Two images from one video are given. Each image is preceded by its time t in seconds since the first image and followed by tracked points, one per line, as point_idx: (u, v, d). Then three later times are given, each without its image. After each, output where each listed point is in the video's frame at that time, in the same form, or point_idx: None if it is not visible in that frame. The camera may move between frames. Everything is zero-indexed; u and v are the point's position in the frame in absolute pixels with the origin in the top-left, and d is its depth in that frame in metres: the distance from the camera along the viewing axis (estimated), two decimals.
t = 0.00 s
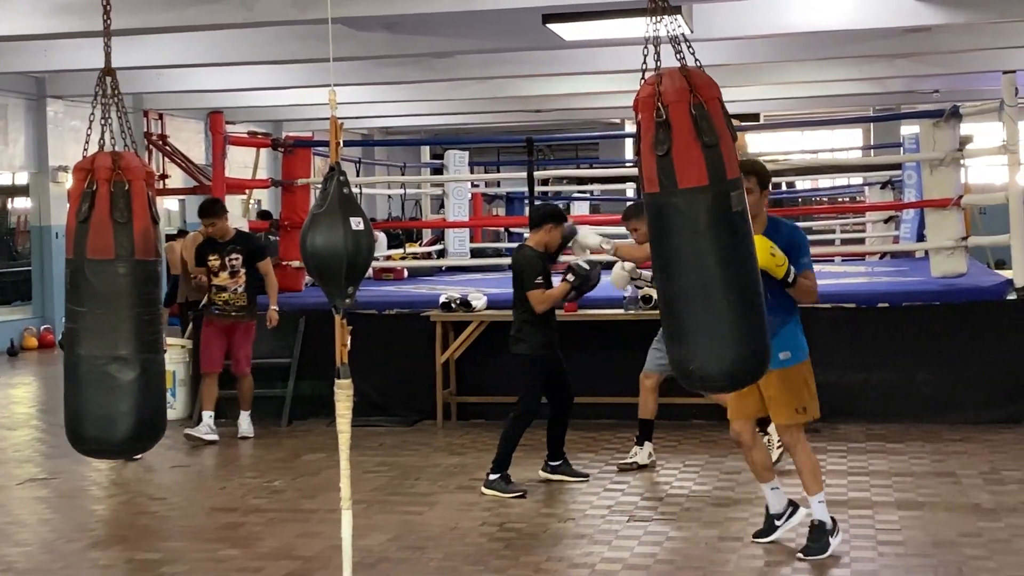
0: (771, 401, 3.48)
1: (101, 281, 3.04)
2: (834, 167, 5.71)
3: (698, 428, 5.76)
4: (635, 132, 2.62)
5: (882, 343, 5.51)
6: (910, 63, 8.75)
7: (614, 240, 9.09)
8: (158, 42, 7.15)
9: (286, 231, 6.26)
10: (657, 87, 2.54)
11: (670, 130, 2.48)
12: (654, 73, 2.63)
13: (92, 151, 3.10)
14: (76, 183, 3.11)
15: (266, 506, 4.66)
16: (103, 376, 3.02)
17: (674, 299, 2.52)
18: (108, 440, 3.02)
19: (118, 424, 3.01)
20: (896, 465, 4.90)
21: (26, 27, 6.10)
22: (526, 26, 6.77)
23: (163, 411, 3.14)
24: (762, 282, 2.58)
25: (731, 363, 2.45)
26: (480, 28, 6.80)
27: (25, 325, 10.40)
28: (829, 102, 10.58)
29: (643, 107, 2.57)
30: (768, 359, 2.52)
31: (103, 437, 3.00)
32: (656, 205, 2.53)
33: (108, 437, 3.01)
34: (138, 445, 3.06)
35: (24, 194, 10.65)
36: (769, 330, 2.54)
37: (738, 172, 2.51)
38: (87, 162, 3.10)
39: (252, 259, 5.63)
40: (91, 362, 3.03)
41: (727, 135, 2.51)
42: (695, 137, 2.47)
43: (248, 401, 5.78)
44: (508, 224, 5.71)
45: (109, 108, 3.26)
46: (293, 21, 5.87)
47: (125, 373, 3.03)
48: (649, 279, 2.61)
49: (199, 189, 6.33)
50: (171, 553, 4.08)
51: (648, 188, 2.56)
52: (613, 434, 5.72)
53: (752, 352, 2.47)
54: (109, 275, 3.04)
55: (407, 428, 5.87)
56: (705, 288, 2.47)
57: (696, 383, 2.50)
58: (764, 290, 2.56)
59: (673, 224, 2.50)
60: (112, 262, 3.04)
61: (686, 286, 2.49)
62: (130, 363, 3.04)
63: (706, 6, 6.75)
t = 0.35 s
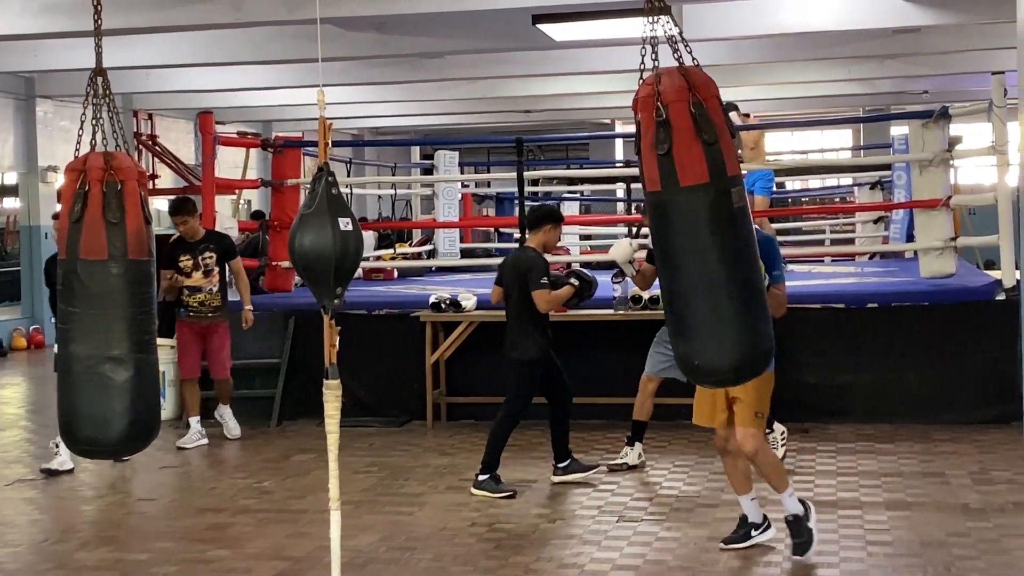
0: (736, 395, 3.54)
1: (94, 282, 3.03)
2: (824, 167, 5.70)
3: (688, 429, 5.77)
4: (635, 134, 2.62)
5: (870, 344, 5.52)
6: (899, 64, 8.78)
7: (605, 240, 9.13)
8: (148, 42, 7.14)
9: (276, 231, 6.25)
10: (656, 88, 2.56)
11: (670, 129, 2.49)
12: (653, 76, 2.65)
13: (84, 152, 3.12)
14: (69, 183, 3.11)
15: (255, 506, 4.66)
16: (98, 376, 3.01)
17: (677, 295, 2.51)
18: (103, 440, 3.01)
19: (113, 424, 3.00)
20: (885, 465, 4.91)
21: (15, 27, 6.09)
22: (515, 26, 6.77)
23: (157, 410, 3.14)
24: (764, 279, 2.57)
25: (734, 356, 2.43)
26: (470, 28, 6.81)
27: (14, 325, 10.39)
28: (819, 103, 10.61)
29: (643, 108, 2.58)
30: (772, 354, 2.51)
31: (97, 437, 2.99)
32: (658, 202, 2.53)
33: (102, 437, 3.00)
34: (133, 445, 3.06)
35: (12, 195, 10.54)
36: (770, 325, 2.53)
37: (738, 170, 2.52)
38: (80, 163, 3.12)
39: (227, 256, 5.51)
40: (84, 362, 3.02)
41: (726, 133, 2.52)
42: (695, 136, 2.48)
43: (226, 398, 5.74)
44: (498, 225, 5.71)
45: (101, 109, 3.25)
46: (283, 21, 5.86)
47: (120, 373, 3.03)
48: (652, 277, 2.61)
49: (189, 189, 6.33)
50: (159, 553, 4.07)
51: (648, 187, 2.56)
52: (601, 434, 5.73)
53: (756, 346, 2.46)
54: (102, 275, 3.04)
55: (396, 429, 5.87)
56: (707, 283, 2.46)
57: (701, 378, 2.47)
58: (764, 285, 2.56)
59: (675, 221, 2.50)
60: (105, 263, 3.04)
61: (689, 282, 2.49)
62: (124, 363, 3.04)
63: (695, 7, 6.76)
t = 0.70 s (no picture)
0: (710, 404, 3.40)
1: (92, 281, 3.03)
2: (815, 168, 5.71)
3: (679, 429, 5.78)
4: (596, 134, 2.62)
5: (862, 344, 5.53)
6: (890, 65, 8.80)
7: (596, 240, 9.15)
8: (139, 42, 7.13)
9: (267, 231, 6.24)
10: (620, 90, 2.55)
11: (631, 134, 2.50)
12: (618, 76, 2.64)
13: (81, 152, 3.12)
14: (65, 183, 3.11)
15: (246, 507, 4.65)
16: (96, 376, 3.00)
17: (627, 300, 2.54)
18: (102, 439, 3.00)
19: (113, 423, 2.99)
20: (876, 465, 4.92)
21: (6, 26, 6.08)
22: (506, 26, 6.77)
23: (155, 411, 3.14)
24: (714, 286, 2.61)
25: (679, 364, 2.48)
26: (462, 28, 6.81)
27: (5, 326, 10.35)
28: (811, 103, 10.64)
29: (606, 109, 2.57)
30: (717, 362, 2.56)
31: (97, 436, 2.99)
32: (614, 205, 2.54)
33: (102, 436, 2.99)
34: (132, 445, 3.05)
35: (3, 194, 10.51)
36: (716, 333, 2.57)
37: (696, 178, 2.54)
38: (76, 163, 3.11)
39: (209, 259, 5.38)
40: (83, 362, 3.01)
41: (687, 140, 2.53)
42: (656, 142, 2.49)
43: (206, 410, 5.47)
44: (490, 225, 5.72)
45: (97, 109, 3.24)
46: (274, 20, 5.86)
47: (118, 372, 3.02)
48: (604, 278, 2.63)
49: (181, 189, 6.32)
50: (151, 553, 4.06)
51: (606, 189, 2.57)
52: (594, 434, 5.73)
53: (702, 354, 2.50)
54: (100, 274, 3.03)
55: (389, 429, 5.87)
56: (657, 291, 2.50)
57: (644, 383, 2.52)
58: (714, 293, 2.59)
59: (629, 225, 2.51)
60: (103, 262, 3.03)
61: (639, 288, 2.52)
62: (122, 362, 3.03)
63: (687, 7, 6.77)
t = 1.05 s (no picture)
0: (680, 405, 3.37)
1: (94, 281, 3.03)
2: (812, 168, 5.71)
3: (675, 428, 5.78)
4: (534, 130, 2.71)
5: (857, 344, 5.54)
6: (886, 65, 8.81)
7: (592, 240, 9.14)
8: (135, 41, 7.12)
9: (263, 231, 6.24)
10: (563, 90, 2.65)
11: (569, 135, 2.60)
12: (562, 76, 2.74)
13: (81, 151, 3.11)
14: (65, 183, 3.10)
15: (242, 507, 4.65)
16: (99, 375, 3.00)
17: (546, 304, 2.64)
18: (106, 438, 3.00)
19: (116, 422, 2.99)
20: (871, 464, 4.92)
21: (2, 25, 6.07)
22: (503, 25, 6.77)
23: (158, 410, 3.13)
24: (633, 304, 2.74)
25: (589, 373, 2.59)
26: (458, 28, 6.80)
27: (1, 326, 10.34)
28: (807, 103, 10.64)
29: (547, 107, 2.67)
30: (625, 380, 2.68)
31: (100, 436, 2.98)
32: (543, 205, 2.65)
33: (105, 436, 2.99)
34: (134, 443, 3.05)
35: None
36: (628, 348, 2.69)
37: (625, 186, 2.67)
38: (76, 163, 3.10)
39: (205, 266, 5.28)
40: (85, 362, 3.01)
41: (621, 148, 2.65)
42: (592, 146, 2.61)
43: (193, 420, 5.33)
44: (487, 225, 5.72)
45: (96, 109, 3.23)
46: (271, 19, 5.85)
47: (121, 372, 3.02)
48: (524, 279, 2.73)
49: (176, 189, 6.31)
50: (148, 553, 4.06)
51: (537, 187, 2.67)
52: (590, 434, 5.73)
53: (611, 369, 2.62)
54: (102, 274, 3.03)
55: (385, 429, 5.87)
56: (577, 299, 2.61)
57: (553, 388, 2.61)
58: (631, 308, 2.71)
59: (557, 229, 2.62)
60: (105, 262, 3.03)
61: (560, 294, 2.62)
62: (124, 361, 3.03)
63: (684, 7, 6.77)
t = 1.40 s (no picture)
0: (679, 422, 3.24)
1: (95, 280, 3.03)
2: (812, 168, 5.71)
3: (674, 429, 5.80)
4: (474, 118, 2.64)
5: (856, 344, 5.54)
6: (887, 64, 8.81)
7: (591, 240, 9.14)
8: (135, 41, 7.12)
9: (264, 231, 6.24)
10: (504, 77, 2.58)
11: (504, 123, 2.52)
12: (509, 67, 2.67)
13: (82, 152, 3.11)
14: (67, 184, 3.10)
15: (242, 506, 4.65)
16: (101, 375, 3.01)
17: (466, 295, 2.52)
18: (108, 438, 3.00)
19: (117, 422, 3.00)
20: (871, 464, 4.93)
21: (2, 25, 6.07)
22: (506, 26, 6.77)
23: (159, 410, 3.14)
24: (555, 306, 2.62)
25: (501, 370, 2.46)
26: (458, 28, 6.81)
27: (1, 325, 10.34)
28: (807, 103, 10.64)
29: (487, 94, 2.59)
30: (539, 383, 2.54)
31: (101, 436, 2.99)
32: (472, 193, 2.55)
33: (106, 435, 2.99)
34: (136, 443, 3.05)
35: None
36: (546, 350, 2.57)
37: (560, 181, 2.57)
38: (77, 163, 3.10)
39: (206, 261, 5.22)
40: (87, 362, 3.02)
41: (559, 142, 2.56)
42: (527, 137, 2.52)
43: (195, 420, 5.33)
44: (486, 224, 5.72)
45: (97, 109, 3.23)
46: (271, 19, 5.85)
47: (122, 372, 3.03)
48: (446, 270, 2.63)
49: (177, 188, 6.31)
50: (149, 553, 4.06)
51: (469, 174, 2.58)
52: (590, 434, 5.74)
53: (527, 369, 2.49)
54: (103, 274, 3.03)
55: (385, 428, 5.87)
56: (497, 291, 2.49)
57: (463, 383, 2.48)
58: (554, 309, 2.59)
59: (483, 217, 2.52)
60: (106, 262, 3.03)
61: (481, 285, 2.50)
62: (126, 362, 3.04)
63: (684, 7, 6.77)
